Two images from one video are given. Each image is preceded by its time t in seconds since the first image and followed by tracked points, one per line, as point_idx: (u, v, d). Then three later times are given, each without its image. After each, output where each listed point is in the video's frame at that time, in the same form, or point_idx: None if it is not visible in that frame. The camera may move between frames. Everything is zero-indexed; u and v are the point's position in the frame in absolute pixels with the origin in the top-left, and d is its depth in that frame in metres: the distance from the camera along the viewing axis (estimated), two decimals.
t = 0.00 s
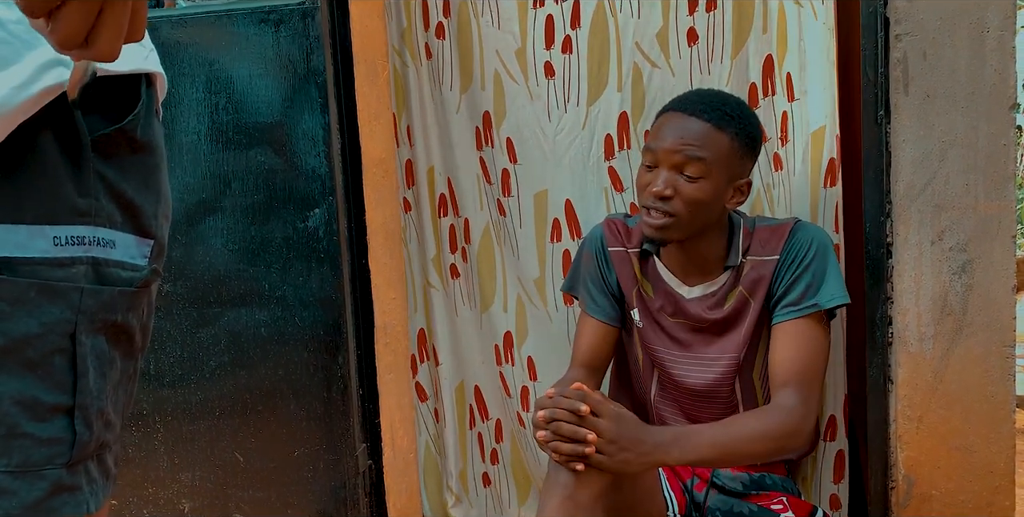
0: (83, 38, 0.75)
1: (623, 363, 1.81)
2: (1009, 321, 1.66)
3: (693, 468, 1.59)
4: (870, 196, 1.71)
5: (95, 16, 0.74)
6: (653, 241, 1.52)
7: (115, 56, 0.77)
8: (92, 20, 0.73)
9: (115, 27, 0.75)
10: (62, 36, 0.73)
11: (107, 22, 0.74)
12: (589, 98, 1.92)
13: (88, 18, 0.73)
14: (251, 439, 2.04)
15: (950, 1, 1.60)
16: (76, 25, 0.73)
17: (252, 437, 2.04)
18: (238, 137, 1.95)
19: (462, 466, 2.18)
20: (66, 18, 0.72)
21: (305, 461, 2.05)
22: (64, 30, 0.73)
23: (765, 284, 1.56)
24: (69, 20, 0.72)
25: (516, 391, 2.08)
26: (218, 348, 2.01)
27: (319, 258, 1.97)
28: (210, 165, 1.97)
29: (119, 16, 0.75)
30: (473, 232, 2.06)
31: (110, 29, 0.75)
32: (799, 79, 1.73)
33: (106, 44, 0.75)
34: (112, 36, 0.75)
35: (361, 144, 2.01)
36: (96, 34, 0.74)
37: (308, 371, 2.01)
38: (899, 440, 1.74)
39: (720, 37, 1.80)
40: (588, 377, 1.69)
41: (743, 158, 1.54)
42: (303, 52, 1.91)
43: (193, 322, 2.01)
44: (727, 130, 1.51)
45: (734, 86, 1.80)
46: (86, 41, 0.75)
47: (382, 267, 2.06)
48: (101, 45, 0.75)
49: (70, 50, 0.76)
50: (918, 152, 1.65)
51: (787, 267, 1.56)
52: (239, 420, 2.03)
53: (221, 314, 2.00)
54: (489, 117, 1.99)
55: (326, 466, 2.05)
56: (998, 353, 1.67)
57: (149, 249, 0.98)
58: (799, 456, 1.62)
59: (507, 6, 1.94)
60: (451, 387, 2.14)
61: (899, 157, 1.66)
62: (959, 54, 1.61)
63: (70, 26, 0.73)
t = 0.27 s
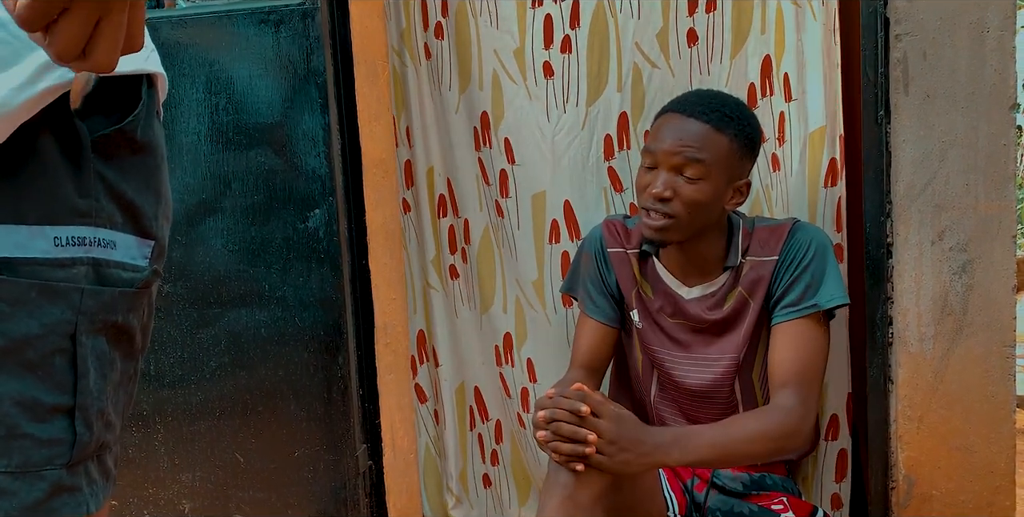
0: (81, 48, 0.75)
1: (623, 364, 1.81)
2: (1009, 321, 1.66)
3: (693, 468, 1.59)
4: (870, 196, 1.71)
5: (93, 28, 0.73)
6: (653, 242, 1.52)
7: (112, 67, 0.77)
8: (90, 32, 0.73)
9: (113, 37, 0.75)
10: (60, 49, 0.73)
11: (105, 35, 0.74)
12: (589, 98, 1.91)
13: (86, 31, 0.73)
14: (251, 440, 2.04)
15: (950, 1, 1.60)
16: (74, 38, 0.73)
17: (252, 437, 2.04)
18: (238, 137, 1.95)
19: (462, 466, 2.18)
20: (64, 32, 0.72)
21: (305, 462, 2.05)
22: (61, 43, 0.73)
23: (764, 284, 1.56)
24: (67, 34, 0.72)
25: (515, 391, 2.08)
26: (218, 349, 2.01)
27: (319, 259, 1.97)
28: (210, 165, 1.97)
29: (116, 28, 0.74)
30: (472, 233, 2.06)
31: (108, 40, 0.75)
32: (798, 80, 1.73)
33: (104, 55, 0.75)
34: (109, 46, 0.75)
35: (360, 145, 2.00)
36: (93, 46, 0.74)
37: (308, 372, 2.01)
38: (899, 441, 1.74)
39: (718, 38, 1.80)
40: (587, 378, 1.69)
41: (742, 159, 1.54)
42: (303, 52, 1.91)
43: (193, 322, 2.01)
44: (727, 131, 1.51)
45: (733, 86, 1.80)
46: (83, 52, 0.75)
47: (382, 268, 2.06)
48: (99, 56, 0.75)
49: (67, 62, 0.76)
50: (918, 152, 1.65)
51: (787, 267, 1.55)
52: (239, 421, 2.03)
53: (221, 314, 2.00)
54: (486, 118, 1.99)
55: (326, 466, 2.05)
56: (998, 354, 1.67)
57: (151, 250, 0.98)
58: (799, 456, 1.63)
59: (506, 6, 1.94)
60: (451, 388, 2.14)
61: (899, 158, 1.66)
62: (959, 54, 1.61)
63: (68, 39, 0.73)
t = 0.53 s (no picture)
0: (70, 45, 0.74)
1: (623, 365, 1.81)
2: (1009, 321, 1.66)
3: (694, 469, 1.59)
4: (870, 195, 1.71)
5: (82, 24, 0.73)
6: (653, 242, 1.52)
7: (101, 65, 0.77)
8: (79, 29, 0.73)
9: (103, 35, 0.75)
10: (47, 44, 0.73)
11: (94, 32, 0.74)
12: (588, 98, 1.91)
13: (75, 28, 0.73)
14: (252, 441, 2.04)
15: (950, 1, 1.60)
16: (63, 35, 0.72)
17: (253, 438, 2.04)
18: (239, 138, 1.96)
19: (463, 468, 2.18)
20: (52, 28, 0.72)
21: (306, 463, 2.05)
22: (50, 40, 0.73)
23: (764, 284, 1.56)
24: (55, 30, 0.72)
25: (516, 392, 2.08)
26: (219, 350, 2.01)
27: (320, 259, 1.98)
28: (210, 166, 1.97)
29: (106, 25, 0.74)
30: (472, 234, 2.06)
31: (97, 38, 0.74)
32: (798, 80, 1.73)
33: (94, 53, 0.75)
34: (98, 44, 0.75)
35: (360, 145, 2.00)
36: (82, 42, 0.74)
37: (309, 373, 2.01)
38: (900, 441, 1.74)
39: (718, 38, 1.80)
40: (587, 378, 1.69)
41: (742, 160, 1.54)
42: (303, 53, 1.92)
43: (194, 323, 2.01)
44: (728, 131, 1.51)
45: (733, 86, 1.80)
46: (73, 49, 0.75)
47: (382, 269, 2.06)
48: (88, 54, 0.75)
49: (56, 58, 0.75)
50: (918, 152, 1.65)
51: (787, 267, 1.56)
52: (240, 422, 2.04)
53: (221, 315, 2.00)
54: (486, 118, 1.99)
55: (327, 467, 2.05)
56: (999, 354, 1.67)
57: (149, 250, 0.99)
58: (799, 457, 1.62)
59: (505, 7, 1.94)
60: (452, 389, 2.14)
61: (899, 158, 1.66)
62: (959, 54, 1.61)
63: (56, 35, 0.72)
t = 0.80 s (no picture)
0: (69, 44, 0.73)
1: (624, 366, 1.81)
2: (1009, 322, 1.66)
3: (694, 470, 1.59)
4: (871, 196, 1.71)
5: (81, 25, 0.72)
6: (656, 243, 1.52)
7: (100, 66, 0.75)
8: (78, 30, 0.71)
9: (103, 36, 0.73)
10: (45, 44, 0.71)
11: (94, 32, 0.72)
12: (588, 99, 1.91)
13: (74, 28, 0.71)
14: (254, 442, 2.04)
15: (950, 2, 1.60)
16: (61, 35, 0.71)
17: (254, 440, 2.04)
18: (240, 140, 1.96)
19: (464, 469, 2.18)
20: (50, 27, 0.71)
21: (307, 464, 2.05)
22: (47, 38, 0.71)
23: (765, 286, 1.56)
24: (53, 30, 0.70)
25: (517, 393, 2.08)
26: (220, 351, 2.01)
27: (321, 261, 1.98)
28: (211, 168, 1.97)
29: (106, 25, 0.73)
30: (473, 235, 2.06)
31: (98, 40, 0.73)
32: (799, 81, 1.74)
33: (93, 54, 0.73)
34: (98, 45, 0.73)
35: (361, 147, 2.01)
36: (81, 43, 0.73)
37: (310, 374, 2.01)
38: (901, 441, 1.74)
39: (718, 38, 1.80)
40: (588, 379, 1.70)
41: (746, 163, 1.54)
42: (303, 55, 1.92)
43: (195, 325, 2.01)
44: (732, 134, 1.51)
45: (733, 87, 1.80)
46: (71, 49, 0.73)
47: (382, 269, 2.06)
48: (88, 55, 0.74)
49: (54, 58, 0.74)
50: (918, 153, 1.65)
51: (788, 269, 1.55)
52: (241, 423, 2.04)
53: (222, 316, 2.00)
54: (486, 119, 1.99)
55: (328, 468, 2.05)
56: (999, 354, 1.67)
57: (152, 253, 0.99)
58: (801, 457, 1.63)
59: (505, 8, 1.94)
60: (453, 390, 2.14)
61: (899, 159, 1.66)
62: (959, 54, 1.61)
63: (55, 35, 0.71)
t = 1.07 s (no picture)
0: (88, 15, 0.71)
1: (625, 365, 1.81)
2: (1011, 322, 1.66)
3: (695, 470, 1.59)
4: (874, 197, 1.70)
5: None
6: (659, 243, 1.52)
7: (119, 38, 0.73)
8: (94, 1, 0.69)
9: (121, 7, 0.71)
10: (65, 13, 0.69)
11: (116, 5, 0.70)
12: (589, 100, 1.91)
13: None
14: (255, 443, 2.04)
15: (950, 3, 1.60)
16: (78, 7, 0.69)
17: (256, 441, 2.04)
18: (241, 141, 1.96)
19: (466, 470, 2.19)
20: None
21: (308, 465, 2.05)
22: (67, 8, 0.69)
23: (769, 288, 1.56)
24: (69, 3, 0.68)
25: (519, 394, 2.08)
26: (221, 353, 2.01)
27: (321, 262, 1.98)
28: (212, 169, 1.97)
29: None
30: (475, 235, 2.06)
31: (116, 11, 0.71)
32: (800, 82, 1.74)
33: (113, 26, 0.71)
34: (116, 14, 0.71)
35: (362, 148, 2.00)
36: (102, 14, 0.71)
37: (311, 375, 2.01)
38: (903, 442, 1.74)
39: (718, 40, 1.80)
40: (589, 379, 1.70)
41: (751, 165, 1.54)
42: (304, 56, 1.91)
43: (196, 326, 2.01)
44: (738, 135, 1.51)
45: (735, 87, 1.80)
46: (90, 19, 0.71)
47: (383, 271, 2.06)
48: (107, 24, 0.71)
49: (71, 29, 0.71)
50: (919, 154, 1.65)
51: (791, 272, 1.55)
52: (243, 425, 2.04)
53: (223, 318, 2.00)
54: (489, 120, 1.99)
55: (330, 469, 2.05)
56: (1001, 355, 1.67)
57: (159, 255, 0.99)
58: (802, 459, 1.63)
59: (506, 8, 1.94)
60: (456, 391, 2.16)
61: (900, 160, 1.66)
62: (960, 55, 1.61)
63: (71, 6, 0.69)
